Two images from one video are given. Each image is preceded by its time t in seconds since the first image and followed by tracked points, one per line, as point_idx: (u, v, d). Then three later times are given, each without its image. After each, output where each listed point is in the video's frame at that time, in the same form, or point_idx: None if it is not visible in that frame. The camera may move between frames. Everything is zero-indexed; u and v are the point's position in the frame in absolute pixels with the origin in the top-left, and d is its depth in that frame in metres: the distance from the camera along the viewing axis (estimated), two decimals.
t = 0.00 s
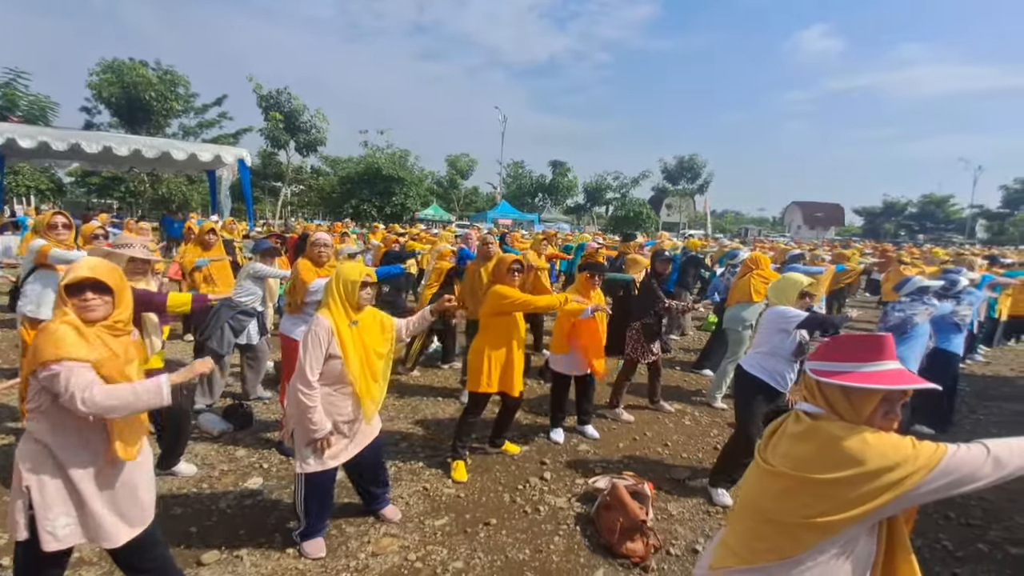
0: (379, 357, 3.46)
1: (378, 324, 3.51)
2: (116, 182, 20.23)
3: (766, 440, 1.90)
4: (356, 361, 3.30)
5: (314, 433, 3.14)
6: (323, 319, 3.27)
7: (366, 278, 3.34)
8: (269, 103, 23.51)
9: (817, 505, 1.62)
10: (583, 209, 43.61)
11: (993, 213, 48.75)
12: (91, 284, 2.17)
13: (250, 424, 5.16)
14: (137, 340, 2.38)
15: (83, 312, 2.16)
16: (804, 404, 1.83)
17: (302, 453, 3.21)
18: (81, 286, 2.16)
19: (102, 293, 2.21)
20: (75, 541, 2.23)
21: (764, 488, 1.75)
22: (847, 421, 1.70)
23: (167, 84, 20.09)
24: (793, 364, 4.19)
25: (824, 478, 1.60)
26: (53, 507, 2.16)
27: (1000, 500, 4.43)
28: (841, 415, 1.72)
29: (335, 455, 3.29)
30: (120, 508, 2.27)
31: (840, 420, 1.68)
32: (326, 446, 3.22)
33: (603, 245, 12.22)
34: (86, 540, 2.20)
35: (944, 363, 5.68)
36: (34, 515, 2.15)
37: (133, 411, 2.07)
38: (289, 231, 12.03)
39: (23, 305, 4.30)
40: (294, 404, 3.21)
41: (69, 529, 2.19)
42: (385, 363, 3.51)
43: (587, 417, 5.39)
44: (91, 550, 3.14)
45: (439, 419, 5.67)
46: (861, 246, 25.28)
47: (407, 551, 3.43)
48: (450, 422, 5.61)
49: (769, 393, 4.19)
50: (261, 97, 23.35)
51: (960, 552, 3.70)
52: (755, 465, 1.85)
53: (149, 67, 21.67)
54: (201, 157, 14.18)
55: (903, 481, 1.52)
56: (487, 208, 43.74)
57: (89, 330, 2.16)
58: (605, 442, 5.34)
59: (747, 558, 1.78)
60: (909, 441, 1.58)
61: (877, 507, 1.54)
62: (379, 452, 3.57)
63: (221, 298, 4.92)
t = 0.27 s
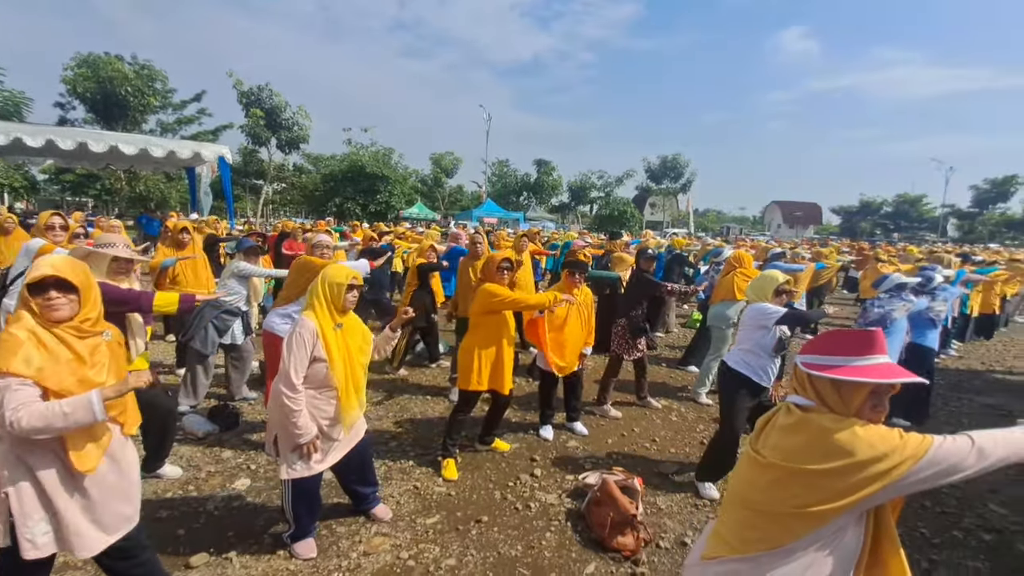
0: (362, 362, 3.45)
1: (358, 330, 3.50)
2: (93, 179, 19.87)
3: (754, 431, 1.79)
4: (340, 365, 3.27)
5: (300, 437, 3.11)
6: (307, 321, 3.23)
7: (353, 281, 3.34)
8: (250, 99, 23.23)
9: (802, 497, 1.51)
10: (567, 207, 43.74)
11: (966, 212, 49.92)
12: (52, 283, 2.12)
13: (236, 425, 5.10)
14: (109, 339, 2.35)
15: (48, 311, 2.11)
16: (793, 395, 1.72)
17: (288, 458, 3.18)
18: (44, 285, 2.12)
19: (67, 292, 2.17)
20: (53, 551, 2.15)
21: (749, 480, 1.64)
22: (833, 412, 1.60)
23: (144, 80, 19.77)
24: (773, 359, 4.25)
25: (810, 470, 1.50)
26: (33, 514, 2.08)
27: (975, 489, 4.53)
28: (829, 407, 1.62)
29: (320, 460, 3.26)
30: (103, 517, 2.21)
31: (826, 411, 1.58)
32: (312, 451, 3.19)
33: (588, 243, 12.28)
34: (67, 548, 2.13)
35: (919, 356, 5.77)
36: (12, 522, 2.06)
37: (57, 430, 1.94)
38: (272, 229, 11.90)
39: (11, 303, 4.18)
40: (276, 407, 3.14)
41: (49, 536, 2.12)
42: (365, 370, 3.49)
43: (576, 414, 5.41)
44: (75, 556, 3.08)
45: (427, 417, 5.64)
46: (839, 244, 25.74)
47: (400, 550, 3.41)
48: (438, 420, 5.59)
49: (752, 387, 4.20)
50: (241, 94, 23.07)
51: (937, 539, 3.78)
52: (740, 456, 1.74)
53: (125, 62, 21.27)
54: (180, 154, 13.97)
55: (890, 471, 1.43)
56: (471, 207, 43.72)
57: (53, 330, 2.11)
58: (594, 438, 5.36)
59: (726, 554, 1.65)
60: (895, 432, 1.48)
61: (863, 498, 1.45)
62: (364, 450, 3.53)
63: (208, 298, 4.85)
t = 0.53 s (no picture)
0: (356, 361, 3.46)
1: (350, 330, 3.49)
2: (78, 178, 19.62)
3: (748, 423, 1.81)
4: (337, 365, 3.28)
5: (296, 437, 3.10)
6: (303, 320, 3.20)
7: (349, 279, 3.34)
8: (238, 97, 23.05)
9: (794, 485, 1.54)
10: (558, 206, 43.80)
11: (951, 211, 50.59)
12: (33, 282, 2.11)
13: (229, 424, 5.08)
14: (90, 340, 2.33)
15: (29, 312, 2.10)
16: (786, 387, 1.75)
17: (285, 458, 3.19)
18: (25, 285, 2.10)
19: (47, 291, 2.16)
20: (50, 551, 2.14)
21: (743, 470, 1.67)
22: (825, 404, 1.63)
23: (130, 77, 19.55)
24: (773, 355, 4.30)
25: (801, 459, 1.53)
26: (29, 515, 2.07)
27: (959, 481, 4.62)
28: (822, 399, 1.64)
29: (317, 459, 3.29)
30: (100, 514, 2.21)
31: (818, 403, 1.61)
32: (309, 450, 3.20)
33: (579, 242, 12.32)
34: (66, 548, 2.12)
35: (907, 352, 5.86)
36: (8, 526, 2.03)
37: (94, 413, 2.04)
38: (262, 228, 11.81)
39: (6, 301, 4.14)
40: (273, 406, 3.14)
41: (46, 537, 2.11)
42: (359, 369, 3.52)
43: (569, 411, 5.44)
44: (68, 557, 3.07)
45: (420, 416, 5.64)
46: (826, 243, 26.01)
47: (396, 547, 3.42)
48: (432, 418, 5.59)
49: (750, 381, 4.27)
50: (230, 92, 22.88)
51: (923, 530, 3.84)
52: (735, 448, 1.76)
53: (111, 59, 21.03)
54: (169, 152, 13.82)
55: (879, 460, 1.46)
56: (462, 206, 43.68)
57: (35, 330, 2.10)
58: (587, 435, 5.39)
59: (720, 544, 1.68)
60: (884, 422, 1.51)
61: (853, 486, 1.48)
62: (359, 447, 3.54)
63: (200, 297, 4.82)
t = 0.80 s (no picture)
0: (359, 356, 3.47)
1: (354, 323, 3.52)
2: (74, 177, 19.56)
3: (749, 419, 1.84)
4: (340, 360, 3.30)
5: (300, 432, 3.14)
6: (305, 316, 3.24)
7: (345, 273, 3.35)
8: (235, 96, 23.00)
9: (794, 478, 1.57)
10: (555, 206, 43.83)
11: (946, 210, 50.84)
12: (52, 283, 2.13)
13: (230, 424, 5.08)
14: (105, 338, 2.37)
15: (47, 312, 2.14)
16: (787, 382, 1.78)
17: (289, 452, 3.22)
18: (42, 286, 2.12)
19: (64, 291, 2.19)
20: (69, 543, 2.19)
21: (744, 464, 1.69)
22: (825, 398, 1.65)
23: (125, 77, 19.49)
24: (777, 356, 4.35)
25: (802, 453, 1.55)
26: (45, 514, 2.11)
27: (954, 476, 4.66)
28: (824, 394, 1.67)
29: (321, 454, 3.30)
30: (111, 508, 2.23)
31: (818, 398, 1.64)
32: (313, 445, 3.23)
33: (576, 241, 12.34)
34: (85, 542, 2.17)
35: (904, 349, 5.90)
36: (25, 526, 2.08)
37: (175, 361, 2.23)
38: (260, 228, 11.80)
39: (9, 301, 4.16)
40: (277, 402, 3.18)
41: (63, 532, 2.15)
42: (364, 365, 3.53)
43: (569, 409, 5.46)
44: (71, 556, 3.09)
45: (420, 415, 5.65)
46: (821, 242, 26.13)
47: (398, 544, 3.44)
48: (431, 417, 5.60)
49: (754, 381, 4.32)
50: (226, 91, 22.85)
51: (919, 525, 3.88)
52: (736, 443, 1.78)
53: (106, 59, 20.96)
54: (166, 152, 13.82)
55: (879, 453, 1.49)
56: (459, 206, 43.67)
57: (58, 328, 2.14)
58: (587, 433, 5.41)
59: (722, 537, 1.70)
60: (884, 416, 1.54)
61: (853, 479, 1.50)
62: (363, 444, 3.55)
63: (200, 297, 4.82)
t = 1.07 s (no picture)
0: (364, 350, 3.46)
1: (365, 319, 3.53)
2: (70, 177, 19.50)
3: (747, 415, 1.84)
4: (338, 356, 3.30)
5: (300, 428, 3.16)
6: (302, 313, 3.26)
7: (341, 270, 3.32)
8: (231, 96, 22.96)
9: (791, 475, 1.57)
10: (553, 206, 43.82)
11: (942, 209, 50.97)
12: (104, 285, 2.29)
13: (227, 424, 5.07)
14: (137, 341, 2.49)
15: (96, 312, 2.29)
16: (785, 379, 1.78)
17: (289, 448, 3.23)
18: (96, 287, 2.27)
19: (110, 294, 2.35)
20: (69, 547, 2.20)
21: (741, 461, 1.69)
22: (822, 395, 1.65)
23: (121, 76, 19.45)
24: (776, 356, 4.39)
25: (799, 449, 1.55)
26: (48, 516, 2.12)
27: (951, 474, 4.66)
28: (821, 391, 1.66)
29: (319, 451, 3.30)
30: (114, 514, 2.25)
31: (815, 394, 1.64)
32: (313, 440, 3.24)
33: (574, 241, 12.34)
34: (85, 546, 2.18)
35: (900, 347, 5.92)
36: (26, 527, 2.09)
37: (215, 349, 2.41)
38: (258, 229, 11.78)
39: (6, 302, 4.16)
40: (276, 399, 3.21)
41: (64, 536, 2.15)
42: (368, 357, 3.49)
43: (567, 408, 5.46)
44: (68, 557, 3.08)
45: (418, 414, 5.64)
46: (819, 242, 26.19)
47: (397, 544, 3.43)
48: (429, 417, 5.59)
49: (754, 381, 4.32)
50: (223, 91, 22.82)
51: (917, 523, 3.88)
52: (733, 440, 1.78)
53: (103, 59, 20.92)
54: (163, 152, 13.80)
55: (876, 450, 1.48)
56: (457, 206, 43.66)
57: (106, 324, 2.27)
58: (585, 432, 5.41)
59: (720, 534, 1.70)
60: (880, 412, 1.54)
61: (850, 476, 1.50)
62: (366, 443, 3.55)
63: (197, 297, 4.80)
